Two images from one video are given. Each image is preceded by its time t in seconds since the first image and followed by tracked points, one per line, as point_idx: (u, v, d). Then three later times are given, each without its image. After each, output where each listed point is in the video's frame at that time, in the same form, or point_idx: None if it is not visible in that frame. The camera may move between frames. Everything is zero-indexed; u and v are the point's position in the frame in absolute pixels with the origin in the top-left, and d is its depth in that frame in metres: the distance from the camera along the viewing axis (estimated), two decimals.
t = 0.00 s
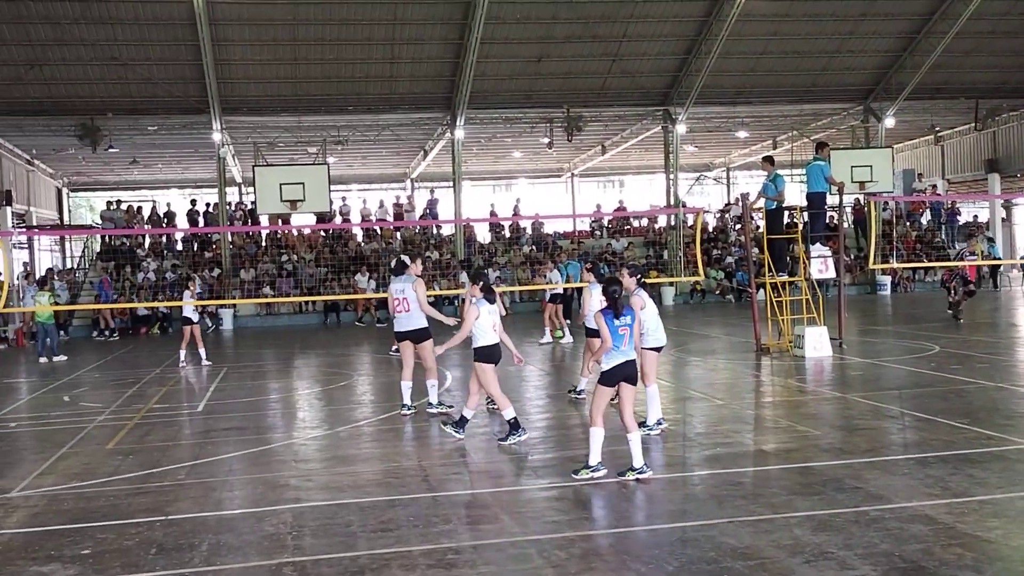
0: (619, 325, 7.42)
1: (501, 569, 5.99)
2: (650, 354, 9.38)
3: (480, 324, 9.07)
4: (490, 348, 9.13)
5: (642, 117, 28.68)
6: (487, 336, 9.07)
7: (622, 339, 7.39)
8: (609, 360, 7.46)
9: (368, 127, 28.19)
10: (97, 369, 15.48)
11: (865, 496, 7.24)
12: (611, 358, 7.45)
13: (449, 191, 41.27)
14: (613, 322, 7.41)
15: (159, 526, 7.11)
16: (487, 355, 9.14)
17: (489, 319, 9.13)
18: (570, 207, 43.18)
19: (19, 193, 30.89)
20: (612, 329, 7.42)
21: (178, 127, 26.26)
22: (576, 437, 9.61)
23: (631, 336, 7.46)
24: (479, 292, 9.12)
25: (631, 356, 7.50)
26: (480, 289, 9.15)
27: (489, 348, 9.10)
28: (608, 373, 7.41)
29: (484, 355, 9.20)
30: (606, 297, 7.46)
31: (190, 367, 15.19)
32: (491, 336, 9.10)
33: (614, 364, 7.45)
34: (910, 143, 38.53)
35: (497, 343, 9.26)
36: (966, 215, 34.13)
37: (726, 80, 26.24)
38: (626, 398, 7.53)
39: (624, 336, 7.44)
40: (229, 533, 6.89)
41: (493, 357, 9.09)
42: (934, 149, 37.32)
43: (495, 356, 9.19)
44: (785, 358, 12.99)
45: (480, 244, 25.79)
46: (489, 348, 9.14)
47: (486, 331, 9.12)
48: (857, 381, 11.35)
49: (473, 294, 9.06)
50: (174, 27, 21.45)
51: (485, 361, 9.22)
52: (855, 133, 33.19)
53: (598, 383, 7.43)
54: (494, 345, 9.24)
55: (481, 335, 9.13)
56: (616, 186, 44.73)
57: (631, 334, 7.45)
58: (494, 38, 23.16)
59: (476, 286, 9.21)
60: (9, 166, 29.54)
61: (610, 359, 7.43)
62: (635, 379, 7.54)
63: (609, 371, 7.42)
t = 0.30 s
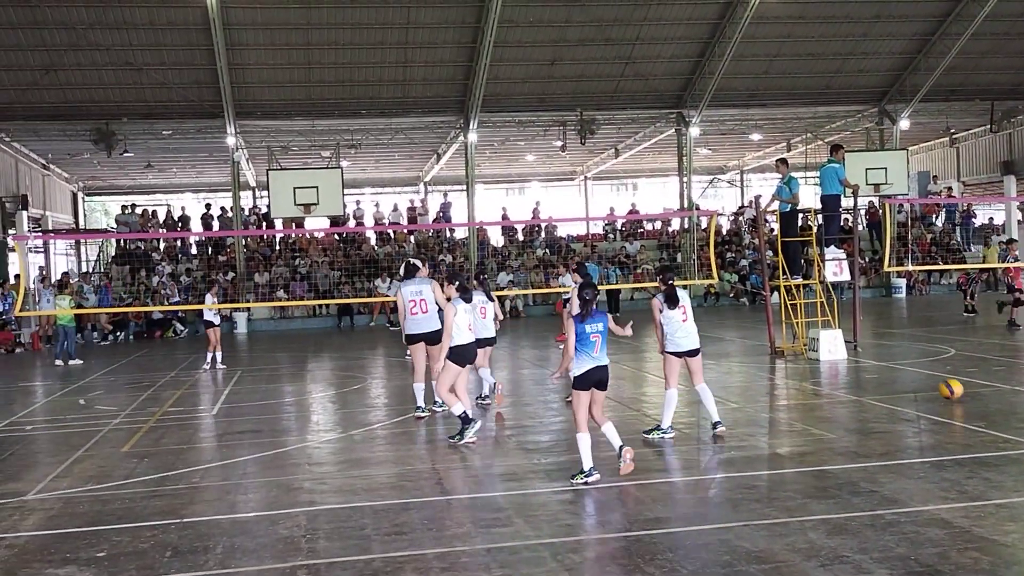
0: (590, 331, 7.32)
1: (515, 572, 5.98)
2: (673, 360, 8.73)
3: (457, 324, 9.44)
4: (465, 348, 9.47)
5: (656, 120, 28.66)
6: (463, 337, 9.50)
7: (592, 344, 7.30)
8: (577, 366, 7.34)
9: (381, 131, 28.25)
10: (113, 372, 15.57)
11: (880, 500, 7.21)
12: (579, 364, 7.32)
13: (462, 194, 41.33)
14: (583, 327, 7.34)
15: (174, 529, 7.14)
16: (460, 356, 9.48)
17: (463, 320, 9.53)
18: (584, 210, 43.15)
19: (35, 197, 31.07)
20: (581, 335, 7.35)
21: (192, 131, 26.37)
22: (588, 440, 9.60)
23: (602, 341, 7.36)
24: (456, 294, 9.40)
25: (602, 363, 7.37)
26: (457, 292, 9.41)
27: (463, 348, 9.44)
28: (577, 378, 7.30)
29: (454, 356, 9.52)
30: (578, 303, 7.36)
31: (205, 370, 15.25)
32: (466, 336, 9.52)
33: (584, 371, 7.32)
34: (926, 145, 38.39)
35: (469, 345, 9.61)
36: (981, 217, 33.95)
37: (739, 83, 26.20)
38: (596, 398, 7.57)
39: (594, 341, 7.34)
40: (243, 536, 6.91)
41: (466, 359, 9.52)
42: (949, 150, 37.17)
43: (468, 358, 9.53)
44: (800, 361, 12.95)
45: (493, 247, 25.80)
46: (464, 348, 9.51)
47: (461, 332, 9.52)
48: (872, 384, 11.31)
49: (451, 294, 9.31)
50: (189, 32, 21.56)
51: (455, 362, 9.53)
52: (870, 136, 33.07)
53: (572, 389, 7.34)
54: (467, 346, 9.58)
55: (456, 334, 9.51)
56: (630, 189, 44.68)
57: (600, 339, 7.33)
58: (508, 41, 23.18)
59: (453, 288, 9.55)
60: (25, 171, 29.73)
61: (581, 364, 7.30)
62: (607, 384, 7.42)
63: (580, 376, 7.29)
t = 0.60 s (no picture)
0: (568, 334, 7.64)
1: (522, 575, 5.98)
2: (706, 363, 8.70)
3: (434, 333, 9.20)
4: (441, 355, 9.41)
5: (664, 122, 28.65)
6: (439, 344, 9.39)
7: (571, 346, 7.59)
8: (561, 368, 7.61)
9: (390, 134, 28.29)
10: (123, 375, 15.62)
11: (889, 502, 7.18)
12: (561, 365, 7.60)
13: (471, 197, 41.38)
14: (562, 331, 7.66)
15: (183, 531, 7.15)
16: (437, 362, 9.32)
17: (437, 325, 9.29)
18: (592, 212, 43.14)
19: (44, 201, 31.19)
20: (562, 339, 7.65)
21: (201, 135, 26.45)
22: (597, 443, 9.60)
23: (581, 344, 7.62)
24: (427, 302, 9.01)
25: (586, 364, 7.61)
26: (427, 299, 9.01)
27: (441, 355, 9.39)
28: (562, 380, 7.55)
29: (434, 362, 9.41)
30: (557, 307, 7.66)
31: (213, 373, 15.29)
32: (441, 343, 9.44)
33: (566, 372, 7.59)
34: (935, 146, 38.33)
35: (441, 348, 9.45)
36: (990, 218, 33.85)
37: (746, 85, 26.17)
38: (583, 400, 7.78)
39: (574, 344, 7.63)
40: (251, 539, 6.91)
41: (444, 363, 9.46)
42: (958, 152, 37.10)
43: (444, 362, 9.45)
44: (809, 363, 12.93)
45: (501, 249, 25.81)
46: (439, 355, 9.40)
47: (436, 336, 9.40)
48: (881, 385, 11.27)
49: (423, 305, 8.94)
50: (198, 36, 21.64)
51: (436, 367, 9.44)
52: (879, 137, 33.01)
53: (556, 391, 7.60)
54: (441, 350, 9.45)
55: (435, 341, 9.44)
56: (638, 192, 44.66)
57: (580, 341, 7.62)
58: (515, 44, 23.21)
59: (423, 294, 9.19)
60: (34, 175, 29.84)
61: (563, 367, 7.58)
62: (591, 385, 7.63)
63: (563, 378, 7.56)
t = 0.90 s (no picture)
0: (545, 335, 7.39)
1: None
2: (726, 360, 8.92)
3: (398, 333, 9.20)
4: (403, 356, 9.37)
5: (668, 123, 28.64)
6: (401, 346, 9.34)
7: (548, 348, 7.38)
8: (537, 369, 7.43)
9: (394, 136, 28.32)
10: (128, 377, 15.64)
11: (895, 503, 7.17)
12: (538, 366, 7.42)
13: (475, 199, 41.40)
14: (540, 330, 7.41)
15: (188, 533, 7.16)
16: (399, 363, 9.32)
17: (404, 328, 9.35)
18: (596, 213, 43.13)
19: (49, 203, 31.26)
20: (538, 338, 7.41)
21: (205, 137, 26.47)
22: (602, 444, 9.59)
23: (559, 345, 7.42)
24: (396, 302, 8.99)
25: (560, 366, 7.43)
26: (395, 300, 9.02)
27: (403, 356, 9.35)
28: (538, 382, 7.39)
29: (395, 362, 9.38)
30: (538, 306, 7.42)
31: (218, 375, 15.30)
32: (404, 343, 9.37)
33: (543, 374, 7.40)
34: (940, 146, 38.30)
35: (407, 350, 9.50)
36: (995, 218, 33.79)
37: (750, 85, 26.15)
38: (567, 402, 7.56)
39: (551, 345, 7.41)
40: (257, 540, 6.92)
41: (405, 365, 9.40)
42: (962, 152, 37.07)
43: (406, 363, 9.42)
44: (814, 364, 12.92)
45: (506, 251, 25.82)
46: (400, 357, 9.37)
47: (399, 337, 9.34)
48: (887, 386, 11.26)
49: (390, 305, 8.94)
50: (203, 38, 21.69)
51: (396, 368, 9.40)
52: (884, 137, 32.96)
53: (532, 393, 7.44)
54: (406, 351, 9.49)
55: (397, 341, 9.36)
56: (642, 193, 44.62)
57: (557, 342, 7.40)
58: (519, 45, 23.23)
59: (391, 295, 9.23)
60: (39, 177, 29.90)
61: (539, 368, 7.39)
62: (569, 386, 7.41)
63: (539, 381, 7.38)
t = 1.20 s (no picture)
0: (517, 337, 7.42)
1: None
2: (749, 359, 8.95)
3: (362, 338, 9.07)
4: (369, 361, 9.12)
5: (671, 124, 28.63)
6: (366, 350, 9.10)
7: (520, 349, 7.40)
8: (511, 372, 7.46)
9: (396, 137, 28.34)
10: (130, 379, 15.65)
11: (898, 504, 7.16)
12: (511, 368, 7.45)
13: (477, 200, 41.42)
14: (511, 333, 7.44)
15: (191, 535, 7.16)
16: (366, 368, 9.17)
17: (369, 333, 9.19)
18: (599, 214, 43.15)
19: (52, 205, 31.29)
20: (509, 341, 7.44)
21: (207, 139, 26.50)
22: (604, 445, 9.60)
23: (531, 346, 7.45)
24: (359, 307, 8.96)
25: (533, 368, 7.44)
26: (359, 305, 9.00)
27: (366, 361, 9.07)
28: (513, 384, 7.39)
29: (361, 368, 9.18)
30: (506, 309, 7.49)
31: (220, 377, 15.32)
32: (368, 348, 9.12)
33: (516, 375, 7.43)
34: (942, 146, 38.26)
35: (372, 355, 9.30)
36: (998, 219, 33.78)
37: (752, 86, 26.14)
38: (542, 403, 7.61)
39: (523, 346, 7.43)
40: (260, 542, 6.92)
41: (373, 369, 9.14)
42: (965, 152, 37.05)
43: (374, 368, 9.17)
44: (817, 364, 12.91)
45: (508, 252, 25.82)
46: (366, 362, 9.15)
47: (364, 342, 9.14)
48: (890, 387, 11.24)
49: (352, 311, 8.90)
50: (205, 40, 21.73)
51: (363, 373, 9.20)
52: (887, 138, 32.94)
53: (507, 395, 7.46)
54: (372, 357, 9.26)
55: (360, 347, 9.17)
56: (644, 194, 44.61)
57: (528, 344, 7.42)
58: (521, 46, 23.24)
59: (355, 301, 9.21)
60: (42, 179, 29.93)
61: (512, 370, 7.43)
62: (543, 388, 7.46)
63: (512, 382, 7.41)
